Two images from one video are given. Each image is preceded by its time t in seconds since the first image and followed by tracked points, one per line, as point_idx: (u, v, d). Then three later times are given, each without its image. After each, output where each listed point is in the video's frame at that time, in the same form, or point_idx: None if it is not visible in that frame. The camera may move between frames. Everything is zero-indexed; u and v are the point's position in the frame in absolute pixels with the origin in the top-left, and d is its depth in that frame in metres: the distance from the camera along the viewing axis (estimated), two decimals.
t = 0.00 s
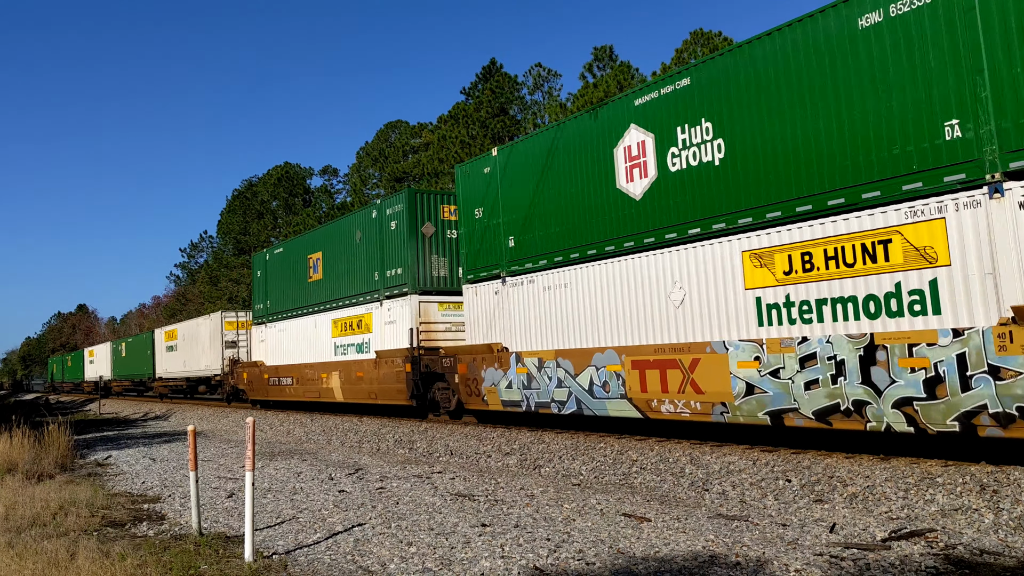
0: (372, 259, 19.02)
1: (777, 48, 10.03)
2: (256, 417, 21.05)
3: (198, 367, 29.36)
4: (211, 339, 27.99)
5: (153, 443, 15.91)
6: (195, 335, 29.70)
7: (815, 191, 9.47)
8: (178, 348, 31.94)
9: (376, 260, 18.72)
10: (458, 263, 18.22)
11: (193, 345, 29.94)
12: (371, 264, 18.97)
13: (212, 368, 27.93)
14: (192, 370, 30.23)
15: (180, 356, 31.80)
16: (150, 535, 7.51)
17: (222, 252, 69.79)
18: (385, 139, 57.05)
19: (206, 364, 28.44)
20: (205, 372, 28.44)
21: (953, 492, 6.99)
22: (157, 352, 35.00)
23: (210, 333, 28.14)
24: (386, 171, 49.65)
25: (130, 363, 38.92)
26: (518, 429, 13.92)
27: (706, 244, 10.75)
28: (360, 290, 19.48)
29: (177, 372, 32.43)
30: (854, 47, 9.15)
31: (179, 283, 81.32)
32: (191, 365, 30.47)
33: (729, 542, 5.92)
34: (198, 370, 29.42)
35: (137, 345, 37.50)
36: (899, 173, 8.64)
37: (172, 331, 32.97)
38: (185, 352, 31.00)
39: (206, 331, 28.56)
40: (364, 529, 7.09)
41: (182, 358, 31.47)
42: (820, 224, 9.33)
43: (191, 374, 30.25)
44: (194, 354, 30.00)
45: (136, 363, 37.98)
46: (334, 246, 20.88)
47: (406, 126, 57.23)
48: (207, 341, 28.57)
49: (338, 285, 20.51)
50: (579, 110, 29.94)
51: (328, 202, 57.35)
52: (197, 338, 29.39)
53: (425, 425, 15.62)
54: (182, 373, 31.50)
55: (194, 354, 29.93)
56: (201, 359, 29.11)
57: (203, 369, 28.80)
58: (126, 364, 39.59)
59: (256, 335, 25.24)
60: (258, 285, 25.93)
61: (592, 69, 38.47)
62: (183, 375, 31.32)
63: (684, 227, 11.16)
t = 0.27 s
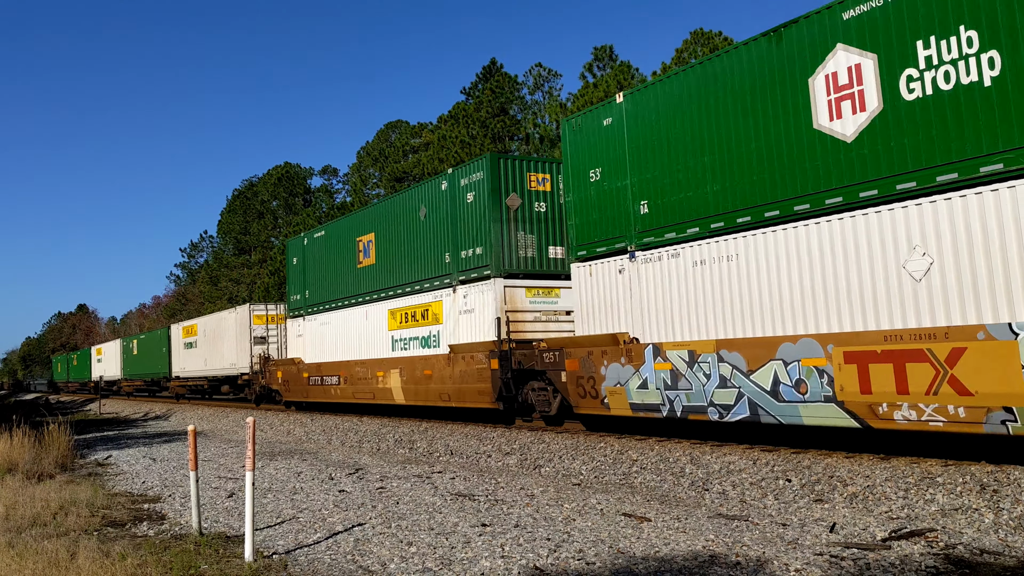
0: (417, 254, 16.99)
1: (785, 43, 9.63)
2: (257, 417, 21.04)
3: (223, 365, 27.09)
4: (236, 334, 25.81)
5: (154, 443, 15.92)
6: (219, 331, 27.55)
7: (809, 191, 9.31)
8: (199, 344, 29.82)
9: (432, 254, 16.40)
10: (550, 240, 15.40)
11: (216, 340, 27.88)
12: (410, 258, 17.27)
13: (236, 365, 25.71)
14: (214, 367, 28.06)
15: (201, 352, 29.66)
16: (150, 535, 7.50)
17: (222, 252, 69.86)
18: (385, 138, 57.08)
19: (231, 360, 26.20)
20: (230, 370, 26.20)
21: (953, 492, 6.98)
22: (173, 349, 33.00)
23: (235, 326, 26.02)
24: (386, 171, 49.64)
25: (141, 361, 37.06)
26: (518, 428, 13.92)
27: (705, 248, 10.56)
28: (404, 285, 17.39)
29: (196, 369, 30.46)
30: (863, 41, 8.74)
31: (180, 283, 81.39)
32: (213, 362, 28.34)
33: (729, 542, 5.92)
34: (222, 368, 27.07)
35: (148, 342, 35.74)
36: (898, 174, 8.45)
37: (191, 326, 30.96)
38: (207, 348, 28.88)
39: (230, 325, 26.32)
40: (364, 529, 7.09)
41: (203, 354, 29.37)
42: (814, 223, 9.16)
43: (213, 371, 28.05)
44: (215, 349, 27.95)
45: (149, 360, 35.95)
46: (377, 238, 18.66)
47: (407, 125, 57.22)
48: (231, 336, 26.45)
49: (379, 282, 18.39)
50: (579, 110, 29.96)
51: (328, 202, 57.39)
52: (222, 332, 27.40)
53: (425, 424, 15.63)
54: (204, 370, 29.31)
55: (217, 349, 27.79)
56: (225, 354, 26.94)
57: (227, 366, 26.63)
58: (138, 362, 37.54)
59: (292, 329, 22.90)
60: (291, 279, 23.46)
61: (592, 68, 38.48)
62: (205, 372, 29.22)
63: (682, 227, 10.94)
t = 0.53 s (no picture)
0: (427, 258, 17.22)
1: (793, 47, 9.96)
2: (257, 416, 21.06)
3: (253, 362, 24.75)
4: (267, 329, 23.58)
5: (154, 443, 15.93)
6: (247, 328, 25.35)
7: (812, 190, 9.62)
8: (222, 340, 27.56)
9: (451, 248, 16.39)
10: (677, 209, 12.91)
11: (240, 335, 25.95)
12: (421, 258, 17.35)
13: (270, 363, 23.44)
14: (242, 364, 25.74)
15: (226, 349, 27.36)
16: (150, 535, 7.51)
17: (223, 252, 69.88)
18: (385, 138, 57.11)
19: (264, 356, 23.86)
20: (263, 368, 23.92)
21: (953, 492, 6.99)
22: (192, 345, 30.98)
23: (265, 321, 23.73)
24: (386, 171, 49.65)
25: (154, 359, 35.24)
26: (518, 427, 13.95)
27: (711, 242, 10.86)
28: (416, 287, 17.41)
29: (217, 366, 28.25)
30: (873, 46, 9.04)
31: (180, 283, 81.42)
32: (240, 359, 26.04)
33: (729, 541, 5.93)
34: (253, 367, 24.73)
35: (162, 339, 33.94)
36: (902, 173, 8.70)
37: (212, 321, 28.81)
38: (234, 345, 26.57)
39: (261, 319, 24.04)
40: (364, 529, 7.10)
41: (229, 350, 27.12)
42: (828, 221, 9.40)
43: (242, 369, 25.70)
44: (243, 344, 25.77)
45: (163, 358, 33.92)
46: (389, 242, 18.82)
47: (407, 125, 57.22)
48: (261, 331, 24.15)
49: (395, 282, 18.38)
50: (579, 110, 29.95)
51: (328, 202, 57.38)
52: (249, 330, 25.29)
53: (425, 424, 15.67)
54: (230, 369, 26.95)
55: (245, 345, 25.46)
56: (254, 351, 24.69)
57: (258, 364, 24.31)
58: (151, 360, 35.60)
59: (338, 322, 20.70)
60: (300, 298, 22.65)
61: (592, 68, 38.45)
62: (230, 370, 26.89)
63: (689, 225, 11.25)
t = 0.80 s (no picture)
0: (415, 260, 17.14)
1: (757, 61, 10.07)
2: (257, 416, 21.06)
3: (291, 359, 22.39)
4: (308, 323, 21.29)
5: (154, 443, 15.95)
6: (281, 324, 23.10)
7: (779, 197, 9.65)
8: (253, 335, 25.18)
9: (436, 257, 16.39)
10: (876, 155, 10.08)
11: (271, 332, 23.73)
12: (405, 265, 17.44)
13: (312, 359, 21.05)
14: (278, 362, 23.35)
15: (257, 344, 24.98)
16: (150, 535, 7.51)
17: (223, 252, 69.88)
18: (385, 137, 57.12)
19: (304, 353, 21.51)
20: (303, 368, 21.54)
21: (953, 491, 6.99)
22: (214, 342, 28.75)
23: (306, 314, 21.43)
24: (386, 171, 49.66)
25: (170, 358, 33.16)
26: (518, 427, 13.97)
27: (685, 247, 10.88)
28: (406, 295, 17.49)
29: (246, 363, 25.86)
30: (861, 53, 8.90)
31: (180, 283, 81.46)
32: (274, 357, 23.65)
33: (728, 541, 5.93)
34: (291, 365, 22.36)
35: (178, 337, 31.91)
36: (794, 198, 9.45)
37: (240, 315, 26.52)
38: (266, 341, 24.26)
39: (301, 312, 21.76)
40: (364, 528, 7.10)
41: (259, 347, 24.74)
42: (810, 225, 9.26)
43: (278, 367, 23.28)
44: (276, 341, 23.49)
45: (181, 357, 31.78)
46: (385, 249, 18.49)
47: (407, 125, 57.22)
48: (299, 325, 21.84)
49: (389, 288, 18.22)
50: (579, 109, 29.95)
51: (328, 201, 57.36)
52: (280, 326, 23.14)
53: (426, 424, 15.69)
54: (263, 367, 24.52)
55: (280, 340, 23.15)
56: (292, 347, 22.30)
57: (298, 361, 21.94)
58: (167, 359, 33.56)
59: (395, 312, 17.80)
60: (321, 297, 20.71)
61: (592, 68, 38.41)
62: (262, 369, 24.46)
63: (660, 232, 11.34)
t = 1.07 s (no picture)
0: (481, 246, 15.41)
1: (765, 60, 10.15)
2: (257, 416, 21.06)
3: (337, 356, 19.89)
4: (356, 316, 18.98)
5: (154, 443, 15.95)
6: (324, 318, 20.72)
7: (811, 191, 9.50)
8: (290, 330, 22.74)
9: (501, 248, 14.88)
10: None
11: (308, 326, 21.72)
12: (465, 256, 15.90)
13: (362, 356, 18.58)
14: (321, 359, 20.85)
15: (293, 340, 22.56)
16: (151, 535, 7.51)
17: (223, 252, 69.91)
18: (386, 137, 57.16)
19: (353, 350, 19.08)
20: (352, 367, 19.13)
21: (953, 491, 6.99)
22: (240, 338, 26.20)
23: (355, 305, 19.03)
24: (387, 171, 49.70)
25: (185, 357, 30.89)
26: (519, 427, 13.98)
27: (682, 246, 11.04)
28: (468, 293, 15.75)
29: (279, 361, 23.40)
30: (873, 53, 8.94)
31: (180, 283, 81.54)
32: (315, 354, 21.20)
33: (729, 541, 5.93)
34: (337, 363, 19.92)
35: (195, 335, 29.65)
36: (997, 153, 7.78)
37: (273, 308, 24.10)
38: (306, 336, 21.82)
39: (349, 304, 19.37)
40: (364, 528, 7.10)
41: (298, 344, 22.30)
42: (827, 219, 9.13)
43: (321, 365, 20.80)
44: (317, 336, 21.07)
45: (199, 355, 29.44)
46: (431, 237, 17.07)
47: (407, 125, 57.24)
48: (347, 319, 19.45)
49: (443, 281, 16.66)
50: (579, 109, 29.96)
51: (328, 201, 57.40)
52: (322, 321, 20.83)
53: (426, 424, 15.72)
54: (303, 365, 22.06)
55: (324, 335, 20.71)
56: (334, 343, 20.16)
57: (346, 358, 19.46)
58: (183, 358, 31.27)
59: (473, 299, 15.38)
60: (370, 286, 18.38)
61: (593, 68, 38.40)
62: (302, 367, 21.98)
63: (662, 231, 11.49)
